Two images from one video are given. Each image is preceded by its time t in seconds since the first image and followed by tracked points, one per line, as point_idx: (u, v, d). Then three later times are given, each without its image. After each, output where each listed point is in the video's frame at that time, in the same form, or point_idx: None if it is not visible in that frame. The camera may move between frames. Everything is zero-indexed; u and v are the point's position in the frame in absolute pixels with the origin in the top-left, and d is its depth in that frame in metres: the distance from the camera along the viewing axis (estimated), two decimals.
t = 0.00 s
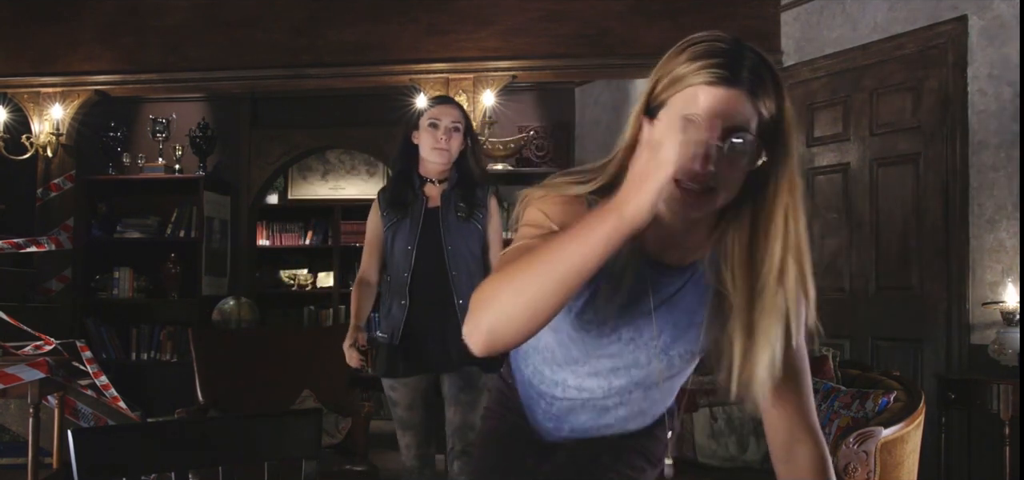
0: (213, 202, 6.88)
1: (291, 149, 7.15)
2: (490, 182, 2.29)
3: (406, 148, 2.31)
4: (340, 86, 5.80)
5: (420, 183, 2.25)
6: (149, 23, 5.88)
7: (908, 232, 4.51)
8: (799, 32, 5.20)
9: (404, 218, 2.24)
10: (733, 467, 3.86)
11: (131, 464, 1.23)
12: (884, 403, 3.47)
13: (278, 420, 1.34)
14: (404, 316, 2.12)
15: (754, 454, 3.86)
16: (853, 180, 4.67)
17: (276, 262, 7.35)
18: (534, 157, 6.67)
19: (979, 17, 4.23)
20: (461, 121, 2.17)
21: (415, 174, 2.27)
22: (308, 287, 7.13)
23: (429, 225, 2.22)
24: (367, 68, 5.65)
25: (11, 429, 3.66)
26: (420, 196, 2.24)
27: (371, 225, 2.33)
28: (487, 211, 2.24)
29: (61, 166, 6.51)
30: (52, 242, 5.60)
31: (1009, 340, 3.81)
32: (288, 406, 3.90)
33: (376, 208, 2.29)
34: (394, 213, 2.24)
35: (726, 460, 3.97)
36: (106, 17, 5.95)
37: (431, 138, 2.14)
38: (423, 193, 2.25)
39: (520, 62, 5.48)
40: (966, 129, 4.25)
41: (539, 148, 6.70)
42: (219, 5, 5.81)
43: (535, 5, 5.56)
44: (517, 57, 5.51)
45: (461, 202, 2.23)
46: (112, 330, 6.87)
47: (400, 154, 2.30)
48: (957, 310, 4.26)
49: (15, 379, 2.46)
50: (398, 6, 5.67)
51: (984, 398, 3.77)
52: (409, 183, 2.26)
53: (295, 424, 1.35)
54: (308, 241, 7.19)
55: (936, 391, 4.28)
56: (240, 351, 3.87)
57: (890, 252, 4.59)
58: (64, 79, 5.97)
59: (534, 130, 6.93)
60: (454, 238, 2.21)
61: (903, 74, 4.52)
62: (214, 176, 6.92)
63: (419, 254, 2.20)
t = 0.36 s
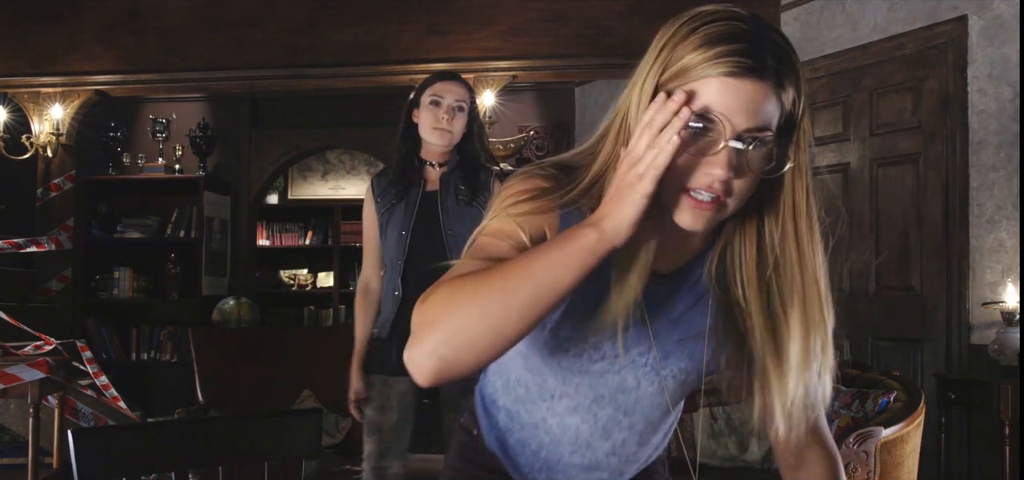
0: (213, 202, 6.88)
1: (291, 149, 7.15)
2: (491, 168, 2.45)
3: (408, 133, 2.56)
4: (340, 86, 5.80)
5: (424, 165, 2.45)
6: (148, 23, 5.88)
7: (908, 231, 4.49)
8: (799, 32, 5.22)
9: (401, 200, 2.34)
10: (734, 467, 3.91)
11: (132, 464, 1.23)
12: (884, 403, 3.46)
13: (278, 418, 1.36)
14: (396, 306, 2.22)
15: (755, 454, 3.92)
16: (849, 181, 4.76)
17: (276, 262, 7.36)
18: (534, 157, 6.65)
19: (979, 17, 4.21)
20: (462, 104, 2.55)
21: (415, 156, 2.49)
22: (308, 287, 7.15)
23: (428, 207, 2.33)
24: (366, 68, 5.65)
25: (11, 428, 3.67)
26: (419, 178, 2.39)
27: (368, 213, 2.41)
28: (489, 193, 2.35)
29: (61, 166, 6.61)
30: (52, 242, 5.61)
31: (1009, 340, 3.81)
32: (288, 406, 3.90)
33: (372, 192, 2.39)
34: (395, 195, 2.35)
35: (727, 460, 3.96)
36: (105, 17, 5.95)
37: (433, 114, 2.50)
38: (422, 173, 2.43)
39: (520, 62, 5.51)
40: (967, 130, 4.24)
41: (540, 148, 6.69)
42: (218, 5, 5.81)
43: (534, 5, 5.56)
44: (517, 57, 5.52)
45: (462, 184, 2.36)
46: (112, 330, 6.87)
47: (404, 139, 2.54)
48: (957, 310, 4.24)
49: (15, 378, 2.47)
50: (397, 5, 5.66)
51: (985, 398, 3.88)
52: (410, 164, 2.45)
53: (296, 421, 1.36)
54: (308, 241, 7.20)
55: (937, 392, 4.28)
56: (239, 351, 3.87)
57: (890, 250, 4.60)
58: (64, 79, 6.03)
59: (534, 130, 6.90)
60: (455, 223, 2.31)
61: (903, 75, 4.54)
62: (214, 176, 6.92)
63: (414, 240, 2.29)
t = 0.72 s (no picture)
0: (213, 202, 6.88)
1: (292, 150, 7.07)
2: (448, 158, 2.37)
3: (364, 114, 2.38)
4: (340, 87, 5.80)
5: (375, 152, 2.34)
6: (148, 22, 5.89)
7: (908, 232, 4.49)
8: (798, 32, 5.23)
9: (353, 190, 2.30)
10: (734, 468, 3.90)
11: (132, 465, 1.23)
12: (884, 403, 3.44)
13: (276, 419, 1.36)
14: (341, 303, 2.21)
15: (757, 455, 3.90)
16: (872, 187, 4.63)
17: (276, 263, 7.36)
18: (534, 158, 6.86)
19: (979, 17, 4.22)
20: (423, 84, 2.25)
21: (371, 143, 2.36)
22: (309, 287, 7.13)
23: (381, 197, 2.29)
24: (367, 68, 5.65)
25: (11, 428, 3.67)
26: (373, 166, 2.31)
27: (315, 202, 2.37)
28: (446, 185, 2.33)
29: (62, 166, 6.52)
30: (52, 242, 5.60)
31: (1009, 340, 3.81)
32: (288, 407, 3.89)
33: (323, 180, 2.35)
34: (345, 185, 2.31)
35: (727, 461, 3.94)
36: (105, 17, 5.96)
37: (390, 100, 2.23)
38: (376, 161, 2.32)
39: (520, 62, 5.48)
40: (967, 130, 4.24)
41: (539, 149, 6.86)
42: (218, 5, 5.82)
43: (534, 5, 5.56)
44: (517, 57, 5.51)
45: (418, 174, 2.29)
46: (112, 330, 6.87)
47: (361, 124, 2.40)
48: (957, 310, 4.25)
49: (15, 379, 2.47)
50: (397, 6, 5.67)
51: (986, 399, 3.83)
52: (365, 151, 2.35)
53: (295, 422, 1.37)
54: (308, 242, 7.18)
55: (936, 392, 4.27)
56: (238, 352, 3.87)
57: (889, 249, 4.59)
58: (64, 79, 5.98)
59: (534, 130, 6.95)
60: (408, 215, 2.28)
61: (902, 75, 4.54)
62: (214, 177, 6.92)
63: (365, 232, 2.26)
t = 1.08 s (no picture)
0: (213, 202, 6.88)
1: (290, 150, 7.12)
2: (421, 149, 2.46)
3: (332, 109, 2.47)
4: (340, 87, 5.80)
5: (345, 148, 2.41)
6: (149, 23, 5.89)
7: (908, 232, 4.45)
8: (798, 32, 5.24)
9: (325, 188, 2.35)
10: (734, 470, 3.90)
11: (132, 465, 1.24)
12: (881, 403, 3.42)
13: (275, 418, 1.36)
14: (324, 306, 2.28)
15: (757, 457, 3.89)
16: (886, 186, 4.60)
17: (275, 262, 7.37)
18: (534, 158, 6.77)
19: (978, 17, 4.17)
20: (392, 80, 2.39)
21: (340, 138, 2.44)
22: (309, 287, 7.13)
23: (355, 194, 2.35)
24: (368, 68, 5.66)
25: (11, 428, 3.68)
26: (345, 163, 2.38)
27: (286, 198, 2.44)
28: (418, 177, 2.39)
29: (61, 166, 6.55)
30: (52, 242, 5.60)
31: (1009, 340, 3.80)
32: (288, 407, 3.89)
33: (294, 177, 2.42)
34: (316, 184, 2.35)
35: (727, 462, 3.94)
36: (106, 18, 5.96)
37: (360, 94, 2.37)
38: (348, 157, 2.40)
39: (519, 62, 5.48)
40: (966, 130, 4.22)
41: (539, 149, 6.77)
42: (219, 5, 5.83)
43: (534, 5, 5.57)
44: (517, 57, 5.51)
45: (392, 169, 2.37)
46: (112, 330, 6.87)
47: (328, 118, 2.48)
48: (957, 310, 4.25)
49: (14, 379, 2.47)
50: (398, 6, 5.68)
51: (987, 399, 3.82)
52: (332, 148, 2.41)
53: (292, 420, 1.37)
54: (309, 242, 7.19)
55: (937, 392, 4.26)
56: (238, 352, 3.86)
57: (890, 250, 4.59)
58: (64, 79, 5.99)
59: (534, 130, 6.84)
60: (384, 213, 2.34)
61: (903, 75, 4.56)
62: (214, 176, 6.91)
63: (340, 232, 2.32)
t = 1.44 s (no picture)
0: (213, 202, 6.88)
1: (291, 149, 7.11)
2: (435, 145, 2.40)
3: (344, 103, 2.42)
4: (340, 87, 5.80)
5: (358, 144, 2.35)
6: (148, 23, 5.88)
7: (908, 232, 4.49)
8: (798, 32, 5.24)
9: (333, 186, 2.29)
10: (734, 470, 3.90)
11: (133, 466, 1.24)
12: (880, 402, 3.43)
13: (275, 418, 1.37)
14: (331, 310, 2.20)
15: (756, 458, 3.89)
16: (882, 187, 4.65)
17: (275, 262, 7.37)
18: (534, 158, 6.77)
19: (979, 17, 4.17)
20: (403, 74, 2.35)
21: (350, 133, 2.37)
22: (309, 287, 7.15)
23: (365, 192, 2.29)
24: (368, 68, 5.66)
25: (11, 428, 3.68)
26: (355, 160, 2.30)
27: (295, 200, 2.36)
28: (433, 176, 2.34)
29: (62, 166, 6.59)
30: (52, 242, 5.59)
31: (1009, 341, 3.80)
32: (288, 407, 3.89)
33: (302, 176, 2.34)
34: (324, 182, 2.29)
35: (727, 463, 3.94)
36: (105, 18, 5.96)
37: (373, 89, 2.33)
38: (359, 153, 2.33)
39: (519, 62, 5.49)
40: (967, 130, 4.22)
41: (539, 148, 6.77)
42: (219, 5, 5.82)
43: (534, 5, 5.57)
44: (517, 57, 5.52)
45: (404, 167, 2.30)
46: (112, 330, 6.87)
47: (337, 112, 2.42)
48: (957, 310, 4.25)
49: (14, 379, 2.47)
50: (398, 6, 5.67)
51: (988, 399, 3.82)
52: (342, 145, 2.34)
53: (293, 421, 1.37)
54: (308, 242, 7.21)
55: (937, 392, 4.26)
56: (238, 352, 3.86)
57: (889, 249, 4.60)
58: (64, 79, 5.99)
59: (534, 130, 6.84)
60: (395, 214, 2.27)
61: (903, 75, 4.56)
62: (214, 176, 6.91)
63: (351, 233, 2.24)
